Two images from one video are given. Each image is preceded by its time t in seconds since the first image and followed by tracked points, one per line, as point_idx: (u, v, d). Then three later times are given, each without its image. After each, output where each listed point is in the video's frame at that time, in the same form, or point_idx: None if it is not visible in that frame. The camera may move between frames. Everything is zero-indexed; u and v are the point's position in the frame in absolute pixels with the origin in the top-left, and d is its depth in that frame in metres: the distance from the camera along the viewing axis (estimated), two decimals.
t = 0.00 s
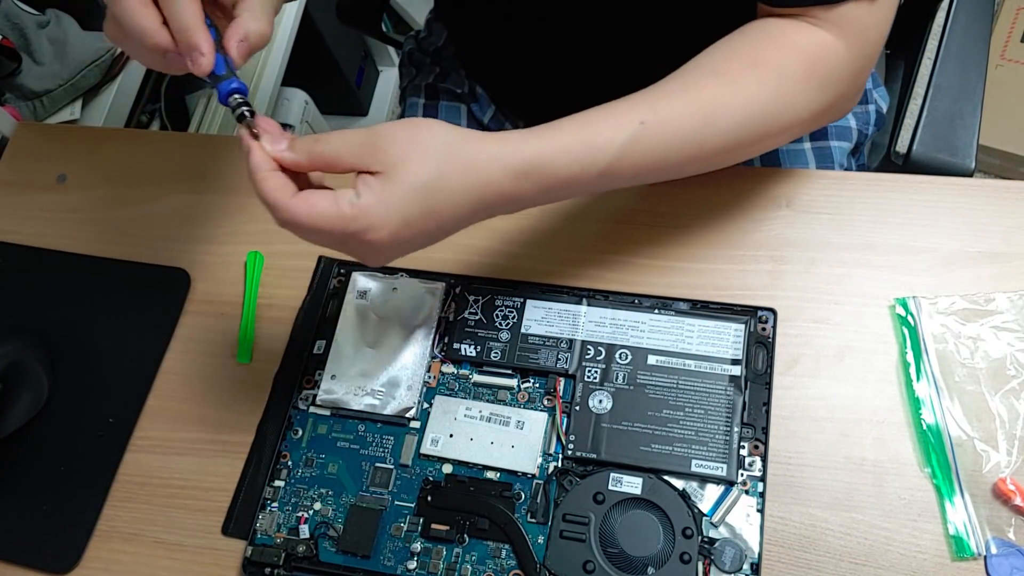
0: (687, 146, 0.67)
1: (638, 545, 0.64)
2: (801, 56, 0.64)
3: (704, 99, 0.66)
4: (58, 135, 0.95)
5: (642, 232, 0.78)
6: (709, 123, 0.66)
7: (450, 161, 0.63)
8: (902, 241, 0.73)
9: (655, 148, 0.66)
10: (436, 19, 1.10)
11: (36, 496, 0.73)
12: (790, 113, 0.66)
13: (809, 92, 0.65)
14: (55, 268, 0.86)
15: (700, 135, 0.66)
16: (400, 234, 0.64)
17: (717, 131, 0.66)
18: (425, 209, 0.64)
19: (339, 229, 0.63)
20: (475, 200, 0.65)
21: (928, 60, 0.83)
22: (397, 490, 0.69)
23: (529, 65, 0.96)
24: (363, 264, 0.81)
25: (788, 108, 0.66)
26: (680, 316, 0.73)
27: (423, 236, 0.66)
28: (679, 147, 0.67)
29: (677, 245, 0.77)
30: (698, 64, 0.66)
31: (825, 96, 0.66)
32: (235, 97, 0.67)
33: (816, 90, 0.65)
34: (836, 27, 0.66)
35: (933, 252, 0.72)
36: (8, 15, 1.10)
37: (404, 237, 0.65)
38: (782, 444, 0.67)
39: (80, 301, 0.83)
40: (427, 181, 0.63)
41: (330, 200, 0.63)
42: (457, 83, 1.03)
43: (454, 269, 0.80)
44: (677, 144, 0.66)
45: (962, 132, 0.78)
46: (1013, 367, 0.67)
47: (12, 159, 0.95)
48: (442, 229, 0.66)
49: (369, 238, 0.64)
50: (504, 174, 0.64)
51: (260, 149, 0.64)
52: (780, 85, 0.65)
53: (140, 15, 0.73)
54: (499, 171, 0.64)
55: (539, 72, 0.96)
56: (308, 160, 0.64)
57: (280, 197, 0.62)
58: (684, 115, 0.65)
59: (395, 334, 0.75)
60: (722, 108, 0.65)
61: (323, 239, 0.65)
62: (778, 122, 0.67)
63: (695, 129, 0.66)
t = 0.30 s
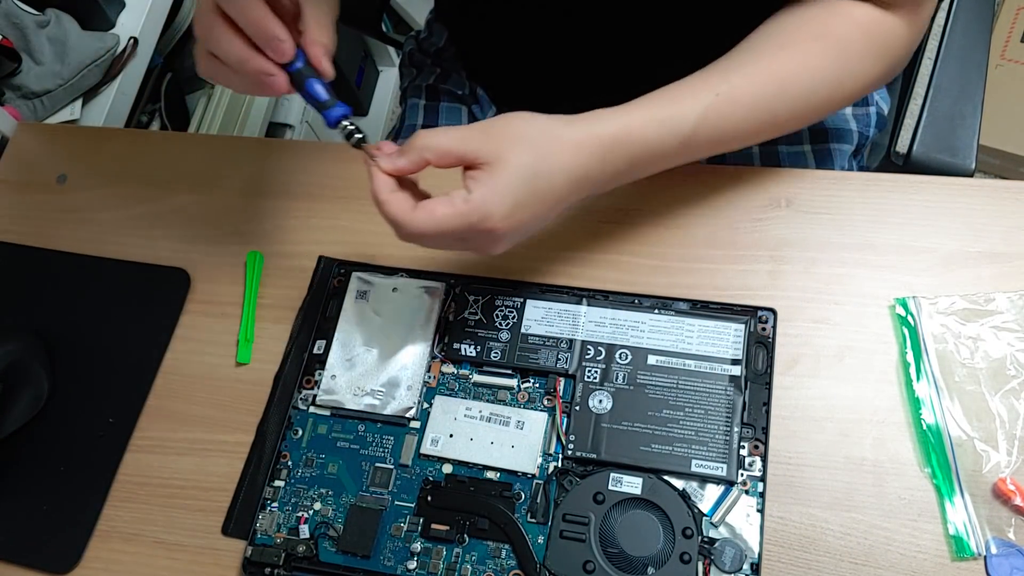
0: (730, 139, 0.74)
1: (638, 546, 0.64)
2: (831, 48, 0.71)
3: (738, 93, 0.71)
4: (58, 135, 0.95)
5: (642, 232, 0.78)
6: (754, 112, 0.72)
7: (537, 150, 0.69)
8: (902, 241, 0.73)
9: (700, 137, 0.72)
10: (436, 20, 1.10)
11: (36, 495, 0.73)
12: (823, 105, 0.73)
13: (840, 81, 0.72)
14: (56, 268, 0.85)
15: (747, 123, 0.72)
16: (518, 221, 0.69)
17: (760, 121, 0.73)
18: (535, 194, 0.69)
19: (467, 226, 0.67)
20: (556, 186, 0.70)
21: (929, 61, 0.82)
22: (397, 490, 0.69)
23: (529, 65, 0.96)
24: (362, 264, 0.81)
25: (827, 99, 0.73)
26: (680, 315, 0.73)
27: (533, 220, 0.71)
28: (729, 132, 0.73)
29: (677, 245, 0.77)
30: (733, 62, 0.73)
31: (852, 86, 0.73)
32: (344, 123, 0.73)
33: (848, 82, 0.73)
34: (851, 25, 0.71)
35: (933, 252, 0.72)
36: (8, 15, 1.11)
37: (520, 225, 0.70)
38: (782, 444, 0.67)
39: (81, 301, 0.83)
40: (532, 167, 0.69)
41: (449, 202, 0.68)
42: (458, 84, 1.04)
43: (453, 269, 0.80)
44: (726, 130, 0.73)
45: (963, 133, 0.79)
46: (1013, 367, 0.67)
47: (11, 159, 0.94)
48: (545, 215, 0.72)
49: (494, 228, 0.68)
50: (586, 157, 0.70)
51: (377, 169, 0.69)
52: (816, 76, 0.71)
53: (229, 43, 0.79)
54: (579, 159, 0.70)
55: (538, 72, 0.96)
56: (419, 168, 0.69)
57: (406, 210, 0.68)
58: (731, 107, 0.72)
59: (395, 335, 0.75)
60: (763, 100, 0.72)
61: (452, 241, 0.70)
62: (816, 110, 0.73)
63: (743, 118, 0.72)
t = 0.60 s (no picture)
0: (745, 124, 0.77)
1: (638, 546, 0.64)
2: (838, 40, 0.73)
3: (746, 83, 0.74)
4: (58, 135, 0.95)
5: (642, 233, 0.78)
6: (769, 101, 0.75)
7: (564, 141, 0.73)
8: (902, 241, 0.73)
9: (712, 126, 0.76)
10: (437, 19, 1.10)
11: (37, 495, 0.73)
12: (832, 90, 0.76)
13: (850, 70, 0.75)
14: (56, 268, 0.86)
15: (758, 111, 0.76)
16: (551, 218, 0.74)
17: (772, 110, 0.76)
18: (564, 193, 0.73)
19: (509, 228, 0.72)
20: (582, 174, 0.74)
21: (929, 60, 0.83)
22: (397, 490, 0.69)
23: (529, 65, 0.96)
24: (362, 264, 0.81)
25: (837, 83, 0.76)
26: (680, 316, 0.73)
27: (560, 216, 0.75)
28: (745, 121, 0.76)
29: (677, 244, 0.77)
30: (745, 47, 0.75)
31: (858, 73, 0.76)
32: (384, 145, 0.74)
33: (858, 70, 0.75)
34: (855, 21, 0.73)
35: (933, 252, 0.72)
36: (8, 15, 1.11)
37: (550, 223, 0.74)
38: (782, 444, 0.67)
39: (81, 300, 0.83)
40: (558, 165, 0.73)
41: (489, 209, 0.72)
42: (460, 85, 1.04)
43: (453, 269, 0.80)
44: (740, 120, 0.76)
45: (964, 132, 0.78)
46: (1014, 367, 0.67)
47: (11, 159, 0.94)
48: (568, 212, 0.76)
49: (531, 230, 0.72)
50: (608, 146, 0.74)
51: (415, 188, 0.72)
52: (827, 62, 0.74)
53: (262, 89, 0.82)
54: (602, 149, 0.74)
55: (538, 73, 0.96)
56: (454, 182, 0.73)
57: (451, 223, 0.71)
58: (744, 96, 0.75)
59: (395, 335, 0.75)
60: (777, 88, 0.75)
61: (493, 248, 0.73)
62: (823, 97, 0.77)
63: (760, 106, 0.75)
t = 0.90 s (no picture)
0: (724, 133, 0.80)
1: (638, 546, 0.64)
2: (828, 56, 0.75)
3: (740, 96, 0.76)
4: (58, 135, 0.95)
5: (642, 233, 0.78)
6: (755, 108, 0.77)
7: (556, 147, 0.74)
8: (902, 241, 0.73)
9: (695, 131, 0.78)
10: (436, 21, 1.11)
11: (36, 495, 0.73)
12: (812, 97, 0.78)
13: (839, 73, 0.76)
14: (56, 268, 0.86)
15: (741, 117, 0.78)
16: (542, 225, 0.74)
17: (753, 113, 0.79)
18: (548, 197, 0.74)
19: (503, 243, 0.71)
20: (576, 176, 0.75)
21: (928, 60, 0.83)
22: (397, 490, 0.69)
23: (527, 66, 0.96)
24: (363, 264, 0.81)
25: (823, 93, 0.77)
26: (680, 316, 0.73)
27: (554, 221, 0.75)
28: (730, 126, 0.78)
29: (677, 244, 0.77)
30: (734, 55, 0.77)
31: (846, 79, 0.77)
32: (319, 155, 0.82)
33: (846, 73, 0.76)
34: (838, 36, 0.74)
35: (933, 252, 0.72)
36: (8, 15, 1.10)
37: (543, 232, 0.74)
38: (782, 444, 0.67)
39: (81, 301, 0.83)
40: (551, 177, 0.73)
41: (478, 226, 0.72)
42: (459, 86, 1.04)
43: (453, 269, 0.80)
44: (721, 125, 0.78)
45: (964, 132, 0.78)
46: (1014, 367, 0.67)
47: (12, 159, 0.94)
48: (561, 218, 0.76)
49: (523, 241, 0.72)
50: (606, 158, 0.75)
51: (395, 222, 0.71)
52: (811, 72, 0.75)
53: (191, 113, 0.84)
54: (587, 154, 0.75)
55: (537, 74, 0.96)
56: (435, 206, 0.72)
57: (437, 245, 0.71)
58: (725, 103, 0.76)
59: (394, 335, 0.75)
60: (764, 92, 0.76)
61: (486, 264, 0.73)
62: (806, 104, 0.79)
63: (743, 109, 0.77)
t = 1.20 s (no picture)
0: (702, 156, 0.77)
1: (638, 546, 0.64)
2: (803, 70, 0.73)
3: (718, 109, 0.75)
4: (58, 134, 0.95)
5: (641, 232, 0.78)
6: (724, 117, 0.75)
7: (510, 167, 0.76)
8: (902, 241, 0.73)
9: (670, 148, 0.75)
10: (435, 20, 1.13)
11: (36, 495, 0.73)
12: (785, 111, 0.76)
13: (803, 78, 0.74)
14: (56, 268, 0.86)
15: (717, 134, 0.76)
16: (509, 232, 0.74)
17: (731, 127, 0.76)
18: (501, 210, 0.74)
19: (457, 266, 0.73)
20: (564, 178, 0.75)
21: (928, 60, 0.83)
22: (397, 490, 0.69)
23: (526, 66, 0.96)
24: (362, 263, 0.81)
25: (802, 108, 0.77)
26: (680, 315, 0.73)
27: (527, 219, 0.74)
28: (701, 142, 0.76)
29: (677, 244, 0.77)
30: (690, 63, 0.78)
31: (817, 89, 0.75)
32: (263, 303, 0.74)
33: (811, 79, 0.74)
34: (792, 36, 0.73)
35: (933, 252, 0.72)
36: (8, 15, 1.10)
37: (518, 237, 0.74)
38: (782, 444, 0.67)
39: (80, 301, 0.83)
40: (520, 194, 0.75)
41: (421, 275, 0.74)
42: (456, 85, 1.06)
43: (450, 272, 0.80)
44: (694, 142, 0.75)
45: (963, 133, 0.78)
46: (1013, 367, 0.67)
47: (12, 159, 0.95)
48: (541, 216, 0.75)
49: (505, 263, 0.74)
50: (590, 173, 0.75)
51: (349, 342, 0.75)
52: (767, 72, 0.74)
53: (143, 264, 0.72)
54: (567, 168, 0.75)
55: (536, 75, 0.96)
56: (370, 274, 0.76)
57: (393, 312, 0.73)
58: (687, 111, 0.75)
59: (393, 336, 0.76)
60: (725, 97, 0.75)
61: (466, 291, 0.73)
62: (779, 117, 0.77)
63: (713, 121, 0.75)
